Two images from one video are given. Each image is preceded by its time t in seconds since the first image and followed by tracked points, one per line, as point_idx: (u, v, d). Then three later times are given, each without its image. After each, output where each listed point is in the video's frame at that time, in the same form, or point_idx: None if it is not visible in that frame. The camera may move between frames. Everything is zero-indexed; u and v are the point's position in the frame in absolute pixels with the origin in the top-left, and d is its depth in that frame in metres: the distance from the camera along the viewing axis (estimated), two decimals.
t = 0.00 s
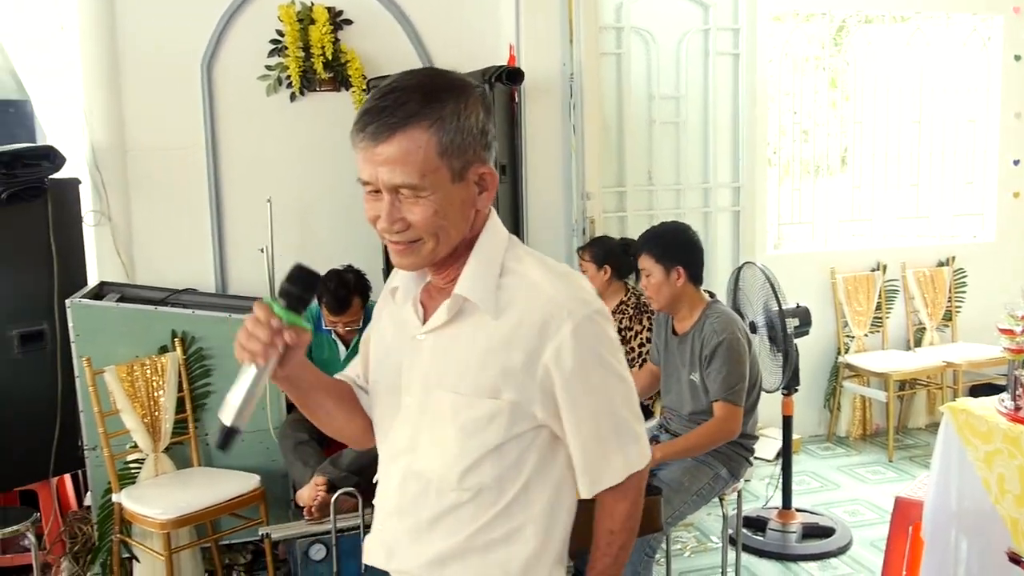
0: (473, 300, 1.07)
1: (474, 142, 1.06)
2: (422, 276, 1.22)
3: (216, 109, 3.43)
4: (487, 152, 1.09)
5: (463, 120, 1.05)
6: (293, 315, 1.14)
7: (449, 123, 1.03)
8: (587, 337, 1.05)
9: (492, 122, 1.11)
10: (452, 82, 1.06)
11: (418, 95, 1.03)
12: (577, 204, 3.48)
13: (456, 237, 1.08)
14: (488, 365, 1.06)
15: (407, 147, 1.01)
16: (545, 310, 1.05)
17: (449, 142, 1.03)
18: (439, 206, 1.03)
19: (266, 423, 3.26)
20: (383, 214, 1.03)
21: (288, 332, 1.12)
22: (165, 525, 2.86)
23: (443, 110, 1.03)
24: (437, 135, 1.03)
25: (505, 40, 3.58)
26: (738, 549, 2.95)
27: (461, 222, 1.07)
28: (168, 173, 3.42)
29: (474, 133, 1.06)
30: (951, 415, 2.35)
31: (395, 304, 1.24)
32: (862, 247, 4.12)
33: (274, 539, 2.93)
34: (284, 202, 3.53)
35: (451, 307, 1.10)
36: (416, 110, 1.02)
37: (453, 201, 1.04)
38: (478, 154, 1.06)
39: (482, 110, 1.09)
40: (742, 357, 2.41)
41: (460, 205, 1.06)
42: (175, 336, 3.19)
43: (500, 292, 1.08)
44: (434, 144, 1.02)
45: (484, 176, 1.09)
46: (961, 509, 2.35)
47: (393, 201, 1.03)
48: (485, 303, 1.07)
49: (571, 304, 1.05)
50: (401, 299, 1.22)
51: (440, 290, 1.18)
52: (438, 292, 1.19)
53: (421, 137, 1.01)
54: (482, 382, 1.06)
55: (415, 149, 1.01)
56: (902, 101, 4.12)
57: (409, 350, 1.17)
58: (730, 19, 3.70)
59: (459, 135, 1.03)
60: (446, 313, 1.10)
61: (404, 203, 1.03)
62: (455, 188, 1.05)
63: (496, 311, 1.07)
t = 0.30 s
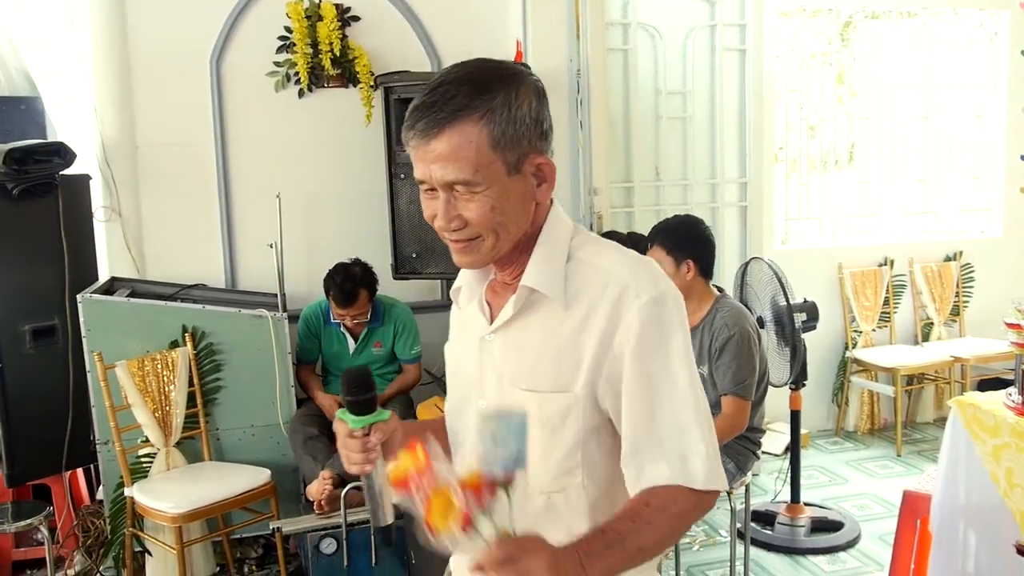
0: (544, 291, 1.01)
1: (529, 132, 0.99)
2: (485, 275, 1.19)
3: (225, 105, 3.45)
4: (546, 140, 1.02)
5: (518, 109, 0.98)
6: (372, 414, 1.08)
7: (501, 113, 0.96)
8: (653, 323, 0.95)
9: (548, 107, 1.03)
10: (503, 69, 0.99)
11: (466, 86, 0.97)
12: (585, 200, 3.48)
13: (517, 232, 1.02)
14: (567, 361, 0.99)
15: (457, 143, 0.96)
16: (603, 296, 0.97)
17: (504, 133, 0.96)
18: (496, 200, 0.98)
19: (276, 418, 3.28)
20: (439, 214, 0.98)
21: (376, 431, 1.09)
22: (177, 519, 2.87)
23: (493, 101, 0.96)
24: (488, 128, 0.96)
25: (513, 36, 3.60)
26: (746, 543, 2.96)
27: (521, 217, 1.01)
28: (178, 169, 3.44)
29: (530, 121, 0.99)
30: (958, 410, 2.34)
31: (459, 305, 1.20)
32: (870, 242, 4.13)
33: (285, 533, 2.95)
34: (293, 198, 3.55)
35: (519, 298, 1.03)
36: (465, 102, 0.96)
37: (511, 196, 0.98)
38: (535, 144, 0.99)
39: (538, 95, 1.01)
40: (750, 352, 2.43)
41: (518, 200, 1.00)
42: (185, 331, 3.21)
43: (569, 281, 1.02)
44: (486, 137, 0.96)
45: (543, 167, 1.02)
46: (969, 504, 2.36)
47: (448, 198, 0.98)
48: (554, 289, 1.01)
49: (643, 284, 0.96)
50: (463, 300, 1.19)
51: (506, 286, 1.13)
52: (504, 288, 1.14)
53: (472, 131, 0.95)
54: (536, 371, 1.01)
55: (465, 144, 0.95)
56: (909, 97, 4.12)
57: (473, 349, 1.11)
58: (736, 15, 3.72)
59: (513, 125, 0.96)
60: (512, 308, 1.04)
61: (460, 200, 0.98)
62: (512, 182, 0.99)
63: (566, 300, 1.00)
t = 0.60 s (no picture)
0: (573, 285, 1.06)
1: (564, 129, 1.02)
2: (525, 269, 1.25)
3: (207, 101, 3.43)
4: (582, 138, 1.05)
5: (556, 108, 1.01)
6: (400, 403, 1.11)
7: (537, 111, 1.00)
8: (650, 303, 0.98)
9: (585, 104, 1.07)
10: (539, 67, 1.03)
11: (503, 84, 1.01)
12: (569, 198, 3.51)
13: (553, 226, 1.06)
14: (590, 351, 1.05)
15: (495, 140, 1.00)
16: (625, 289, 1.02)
17: (540, 131, 1.00)
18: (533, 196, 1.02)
19: (259, 416, 3.26)
20: (478, 209, 1.03)
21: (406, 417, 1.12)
22: (158, 518, 2.84)
23: (529, 98, 1.00)
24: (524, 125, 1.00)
25: (496, 33, 3.60)
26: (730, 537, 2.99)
27: (557, 212, 1.05)
28: (159, 166, 3.42)
29: (566, 119, 1.03)
30: (935, 403, 2.41)
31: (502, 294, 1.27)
32: (850, 239, 4.18)
33: (269, 531, 2.92)
34: (276, 195, 3.54)
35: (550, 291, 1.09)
36: (502, 100, 1.00)
37: (546, 190, 1.02)
38: (570, 141, 1.03)
39: (576, 94, 1.05)
40: (730, 345, 2.45)
41: (554, 195, 1.04)
42: (167, 328, 3.18)
43: (598, 275, 1.06)
44: (522, 134, 1.00)
45: (578, 163, 1.06)
46: (946, 496, 2.39)
47: (486, 195, 1.02)
48: (582, 284, 1.06)
49: (660, 276, 1.00)
50: (504, 292, 1.25)
51: (542, 280, 1.19)
52: (539, 282, 1.19)
53: (508, 128, 0.99)
54: (558, 363, 1.07)
55: (502, 141, 0.99)
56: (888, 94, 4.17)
57: (512, 340, 1.18)
58: (719, 14, 3.74)
59: (548, 122, 1.00)
60: (542, 301, 1.09)
61: (497, 195, 1.02)
62: (547, 177, 1.02)
63: (593, 294, 1.06)
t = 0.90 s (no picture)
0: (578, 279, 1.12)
1: (593, 126, 1.08)
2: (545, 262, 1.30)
3: (178, 99, 3.41)
4: (609, 141, 1.10)
5: (586, 104, 1.07)
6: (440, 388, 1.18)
7: (568, 101, 1.06)
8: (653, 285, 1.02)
9: (626, 111, 1.12)
10: (590, 67, 1.09)
11: (548, 71, 1.08)
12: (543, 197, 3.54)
13: (560, 214, 1.12)
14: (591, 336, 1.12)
15: (526, 118, 1.07)
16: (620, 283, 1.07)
17: (566, 120, 1.07)
18: (542, 178, 1.08)
19: (232, 415, 3.26)
20: (497, 176, 1.11)
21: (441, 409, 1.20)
22: (129, 518, 2.82)
23: (567, 90, 1.07)
24: (556, 112, 1.07)
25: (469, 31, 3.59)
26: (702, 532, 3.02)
27: (564, 201, 1.11)
28: (130, 165, 3.39)
29: (594, 117, 1.08)
30: (904, 399, 2.43)
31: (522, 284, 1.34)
32: (821, 237, 4.22)
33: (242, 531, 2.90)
34: (248, 193, 3.52)
35: (559, 285, 1.15)
36: (541, 84, 1.07)
37: (559, 179, 1.08)
38: (593, 139, 1.08)
39: (615, 98, 1.10)
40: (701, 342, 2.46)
41: (567, 184, 1.10)
42: (138, 328, 3.16)
43: (606, 274, 1.12)
44: (550, 121, 1.06)
45: (596, 163, 1.11)
46: (916, 489, 2.39)
47: (505, 166, 1.10)
48: (590, 279, 1.11)
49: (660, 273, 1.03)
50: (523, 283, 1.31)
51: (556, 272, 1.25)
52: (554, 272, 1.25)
53: (540, 111, 1.06)
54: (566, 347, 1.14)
55: (531, 121, 1.07)
56: (859, 92, 4.21)
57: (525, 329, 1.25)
58: (691, 12, 3.73)
59: (577, 114, 1.07)
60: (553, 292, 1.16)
61: (515, 169, 1.09)
62: (564, 167, 1.09)
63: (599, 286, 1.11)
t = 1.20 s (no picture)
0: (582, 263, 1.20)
1: (604, 122, 1.18)
2: (555, 252, 1.37)
3: (151, 99, 3.40)
4: (615, 138, 1.20)
5: (599, 101, 1.18)
6: (465, 390, 1.34)
7: (583, 97, 1.18)
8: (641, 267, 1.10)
9: (636, 119, 1.22)
10: (608, 73, 1.20)
11: (569, 71, 1.19)
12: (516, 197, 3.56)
13: (563, 200, 1.21)
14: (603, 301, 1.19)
15: (545, 108, 1.19)
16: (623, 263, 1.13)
17: (578, 112, 1.18)
18: (551, 161, 1.18)
19: (207, 416, 3.25)
20: (512, 158, 1.21)
21: (470, 402, 1.36)
22: (103, 520, 2.81)
23: (583, 88, 1.18)
24: (573, 105, 1.18)
25: (444, 31, 3.62)
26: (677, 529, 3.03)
27: (568, 187, 1.20)
28: (105, 165, 3.38)
29: (605, 115, 1.18)
30: (876, 397, 2.43)
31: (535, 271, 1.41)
32: (795, 236, 4.26)
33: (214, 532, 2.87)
34: (223, 194, 3.52)
35: (564, 271, 1.23)
36: (561, 80, 1.19)
37: (565, 165, 1.18)
38: (601, 133, 1.18)
39: (627, 104, 1.20)
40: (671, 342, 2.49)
41: (572, 172, 1.20)
42: (112, 329, 3.15)
43: (608, 255, 1.19)
44: (564, 112, 1.18)
45: (601, 157, 1.20)
46: (887, 485, 2.39)
47: (520, 148, 1.20)
48: (592, 262, 1.20)
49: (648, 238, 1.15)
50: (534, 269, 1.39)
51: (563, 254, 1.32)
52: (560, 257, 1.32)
53: (557, 102, 1.18)
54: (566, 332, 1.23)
55: (548, 110, 1.18)
56: (831, 93, 4.25)
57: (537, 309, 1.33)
58: (665, 13, 3.79)
59: (590, 108, 1.17)
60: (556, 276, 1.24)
61: (529, 152, 1.19)
62: (573, 156, 1.19)
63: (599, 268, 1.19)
